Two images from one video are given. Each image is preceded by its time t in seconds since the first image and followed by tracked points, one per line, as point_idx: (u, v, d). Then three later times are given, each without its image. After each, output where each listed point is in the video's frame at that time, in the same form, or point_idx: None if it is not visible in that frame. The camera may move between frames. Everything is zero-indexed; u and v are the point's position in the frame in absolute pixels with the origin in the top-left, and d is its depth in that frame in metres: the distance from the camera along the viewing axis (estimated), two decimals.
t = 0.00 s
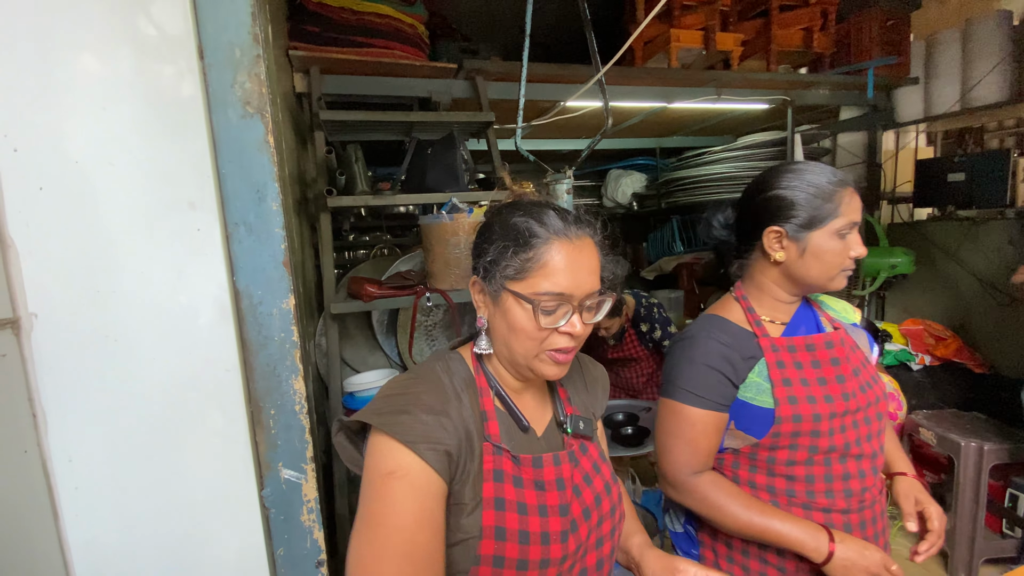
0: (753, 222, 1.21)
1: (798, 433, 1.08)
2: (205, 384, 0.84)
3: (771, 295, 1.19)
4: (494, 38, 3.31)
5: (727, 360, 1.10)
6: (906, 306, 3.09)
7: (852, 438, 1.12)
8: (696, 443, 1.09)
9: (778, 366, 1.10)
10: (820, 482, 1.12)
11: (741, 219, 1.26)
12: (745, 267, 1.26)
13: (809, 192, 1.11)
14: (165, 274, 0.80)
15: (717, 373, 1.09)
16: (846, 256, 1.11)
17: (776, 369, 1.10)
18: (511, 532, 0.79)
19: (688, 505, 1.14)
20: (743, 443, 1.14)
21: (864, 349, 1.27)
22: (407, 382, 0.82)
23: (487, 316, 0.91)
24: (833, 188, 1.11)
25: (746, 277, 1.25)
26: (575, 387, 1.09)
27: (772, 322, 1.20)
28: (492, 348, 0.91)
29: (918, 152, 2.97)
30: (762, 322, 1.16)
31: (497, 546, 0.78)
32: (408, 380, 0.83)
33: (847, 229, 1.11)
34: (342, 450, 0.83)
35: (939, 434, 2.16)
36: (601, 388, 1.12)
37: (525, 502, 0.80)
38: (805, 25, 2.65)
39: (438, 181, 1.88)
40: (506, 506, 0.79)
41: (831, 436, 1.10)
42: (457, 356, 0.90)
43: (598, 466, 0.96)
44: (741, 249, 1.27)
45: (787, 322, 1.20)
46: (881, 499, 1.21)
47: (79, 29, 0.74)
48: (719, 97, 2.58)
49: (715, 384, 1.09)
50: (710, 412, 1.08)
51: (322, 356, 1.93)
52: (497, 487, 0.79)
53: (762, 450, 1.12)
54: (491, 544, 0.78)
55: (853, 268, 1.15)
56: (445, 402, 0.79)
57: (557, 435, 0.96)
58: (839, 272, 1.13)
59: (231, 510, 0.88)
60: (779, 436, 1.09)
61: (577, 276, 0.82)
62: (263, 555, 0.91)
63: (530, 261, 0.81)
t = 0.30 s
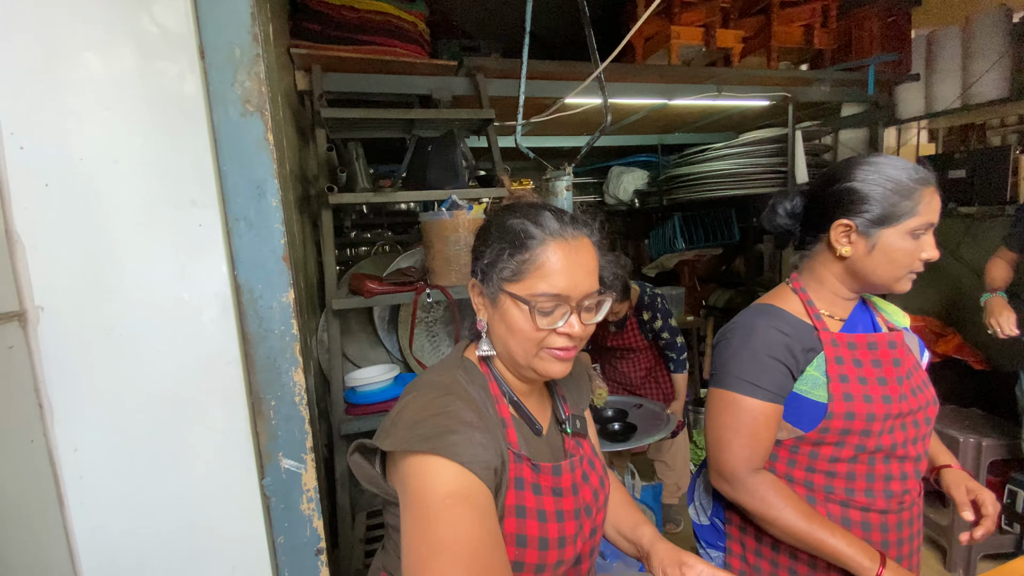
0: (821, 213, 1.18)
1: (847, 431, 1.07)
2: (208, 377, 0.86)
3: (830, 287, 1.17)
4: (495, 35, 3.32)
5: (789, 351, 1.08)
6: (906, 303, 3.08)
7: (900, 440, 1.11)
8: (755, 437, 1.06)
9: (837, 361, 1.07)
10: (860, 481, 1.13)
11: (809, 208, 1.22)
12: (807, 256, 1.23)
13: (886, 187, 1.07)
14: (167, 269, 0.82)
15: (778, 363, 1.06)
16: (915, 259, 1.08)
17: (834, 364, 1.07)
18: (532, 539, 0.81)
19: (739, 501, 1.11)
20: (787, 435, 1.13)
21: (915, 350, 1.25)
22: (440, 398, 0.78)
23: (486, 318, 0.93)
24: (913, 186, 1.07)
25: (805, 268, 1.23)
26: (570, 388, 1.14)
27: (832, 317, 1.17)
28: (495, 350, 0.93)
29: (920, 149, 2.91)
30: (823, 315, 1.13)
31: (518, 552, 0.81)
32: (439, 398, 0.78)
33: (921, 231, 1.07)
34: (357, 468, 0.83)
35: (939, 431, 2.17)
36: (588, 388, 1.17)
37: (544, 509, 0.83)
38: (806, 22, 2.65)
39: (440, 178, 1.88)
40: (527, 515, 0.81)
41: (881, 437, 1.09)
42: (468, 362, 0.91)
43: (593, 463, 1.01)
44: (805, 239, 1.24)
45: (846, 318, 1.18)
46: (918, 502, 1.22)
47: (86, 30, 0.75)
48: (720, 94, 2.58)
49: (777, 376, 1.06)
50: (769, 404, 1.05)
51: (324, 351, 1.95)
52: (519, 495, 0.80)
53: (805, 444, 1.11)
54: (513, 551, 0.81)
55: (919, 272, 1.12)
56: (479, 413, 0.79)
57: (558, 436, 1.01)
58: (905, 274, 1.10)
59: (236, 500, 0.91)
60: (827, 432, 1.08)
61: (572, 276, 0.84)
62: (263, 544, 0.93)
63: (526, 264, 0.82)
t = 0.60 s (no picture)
0: (875, 210, 1.11)
1: (869, 436, 1.07)
2: (196, 376, 0.85)
3: (867, 289, 1.15)
4: (492, 36, 3.32)
5: (818, 352, 1.06)
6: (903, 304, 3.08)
7: (922, 447, 1.11)
8: (778, 438, 1.04)
9: (866, 365, 1.07)
10: (877, 486, 1.13)
11: (863, 203, 1.15)
12: (850, 252, 1.17)
13: (952, 195, 1.03)
14: (156, 267, 0.81)
15: (806, 363, 1.05)
16: (960, 270, 1.06)
17: (864, 369, 1.07)
18: (511, 520, 0.80)
19: (753, 499, 1.10)
20: (808, 436, 1.11)
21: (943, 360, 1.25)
22: (416, 378, 0.80)
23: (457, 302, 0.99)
24: (978, 199, 1.04)
25: (841, 266, 1.19)
26: (560, 380, 1.13)
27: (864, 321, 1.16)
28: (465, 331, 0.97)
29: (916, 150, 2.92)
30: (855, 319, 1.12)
31: (497, 536, 0.79)
32: (414, 378, 0.80)
33: (973, 246, 1.06)
34: (334, 454, 0.80)
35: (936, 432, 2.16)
36: (582, 382, 1.17)
37: (523, 490, 0.82)
38: (803, 23, 2.64)
39: (436, 178, 1.88)
40: (505, 496, 0.80)
41: (904, 444, 1.09)
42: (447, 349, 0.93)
43: (586, 453, 0.99)
44: (848, 235, 1.18)
45: (879, 323, 1.16)
46: (935, 511, 1.21)
47: (74, 24, 0.75)
48: (717, 95, 2.58)
49: (805, 377, 1.05)
50: (791, 403, 1.04)
51: (319, 351, 1.95)
52: (496, 477, 0.80)
53: (824, 446, 1.11)
54: (492, 533, 0.79)
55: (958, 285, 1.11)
56: (454, 396, 0.79)
57: (545, 426, 0.99)
58: (948, 283, 1.08)
59: (226, 501, 0.90)
60: (847, 435, 1.08)
61: (513, 232, 0.90)
62: (254, 546, 0.92)
63: (472, 227, 0.92)
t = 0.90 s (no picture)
0: (887, 222, 1.11)
1: (880, 447, 1.07)
2: (201, 387, 0.85)
3: (878, 300, 1.15)
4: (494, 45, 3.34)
5: (832, 360, 1.07)
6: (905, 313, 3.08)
7: (933, 459, 1.11)
8: (799, 451, 1.04)
9: (877, 376, 1.06)
10: (887, 497, 1.12)
11: (874, 216, 1.15)
12: (861, 263, 1.17)
13: (961, 205, 1.04)
14: (162, 277, 0.82)
15: (821, 372, 1.05)
16: (971, 277, 1.06)
17: (875, 380, 1.06)
18: (509, 523, 0.79)
19: (776, 517, 1.09)
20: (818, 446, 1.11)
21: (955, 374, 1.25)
22: (416, 369, 0.82)
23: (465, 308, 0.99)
24: (987, 208, 1.04)
25: (852, 278, 1.19)
26: (566, 388, 1.12)
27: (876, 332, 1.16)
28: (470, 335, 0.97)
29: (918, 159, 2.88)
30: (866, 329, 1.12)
31: (494, 537, 0.79)
32: (416, 368, 0.82)
33: (983, 255, 1.06)
34: (339, 445, 0.77)
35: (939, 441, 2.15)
36: (592, 390, 1.17)
37: (523, 493, 0.82)
38: (803, 33, 2.66)
39: (438, 187, 1.88)
40: (504, 498, 0.79)
41: (915, 456, 1.09)
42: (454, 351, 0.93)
43: (590, 461, 0.99)
44: (859, 247, 1.18)
45: (890, 334, 1.16)
46: (944, 524, 1.21)
47: (84, 37, 0.76)
48: (718, 104, 2.59)
49: (821, 387, 1.05)
50: (810, 413, 1.03)
51: (320, 359, 1.95)
52: (496, 478, 0.79)
53: (834, 456, 1.11)
54: (489, 535, 0.78)
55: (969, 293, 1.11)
56: (450, 391, 0.79)
57: (551, 434, 0.98)
58: (959, 291, 1.07)
59: (228, 511, 0.89)
60: (857, 446, 1.07)
61: (520, 243, 0.91)
62: (256, 558, 0.92)
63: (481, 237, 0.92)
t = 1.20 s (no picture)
0: (889, 235, 1.10)
1: (878, 456, 1.07)
2: (197, 395, 0.85)
3: (877, 309, 1.16)
4: (493, 52, 3.36)
5: (829, 369, 1.07)
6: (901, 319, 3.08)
7: (929, 466, 1.11)
8: (795, 458, 1.04)
9: (874, 386, 1.07)
10: (885, 505, 1.12)
11: (872, 228, 1.14)
12: (861, 274, 1.17)
13: (959, 217, 1.06)
14: (159, 286, 0.82)
15: (818, 381, 1.06)
16: (966, 283, 1.10)
17: (872, 389, 1.07)
18: (503, 527, 0.80)
19: (771, 524, 1.09)
20: (816, 454, 1.11)
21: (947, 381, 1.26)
22: (418, 376, 0.83)
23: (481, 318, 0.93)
24: (976, 213, 1.08)
25: (852, 288, 1.20)
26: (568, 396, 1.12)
27: (873, 342, 1.17)
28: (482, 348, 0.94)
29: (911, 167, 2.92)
30: (863, 337, 1.12)
31: (488, 540, 0.79)
32: (417, 375, 0.83)
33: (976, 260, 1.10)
34: (341, 445, 0.79)
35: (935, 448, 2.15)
36: (591, 396, 1.16)
37: (518, 497, 0.82)
38: (797, 41, 2.67)
39: (435, 193, 1.88)
40: (499, 502, 0.80)
41: (912, 464, 1.09)
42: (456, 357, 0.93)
43: (591, 469, 0.99)
44: (857, 258, 1.17)
45: (885, 342, 1.17)
46: (941, 532, 1.21)
47: (85, 45, 0.76)
48: (714, 111, 2.60)
49: (818, 396, 1.05)
50: (806, 422, 1.04)
51: (316, 364, 1.94)
52: (491, 483, 0.80)
53: (832, 465, 1.11)
54: (483, 537, 0.79)
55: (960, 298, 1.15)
56: (450, 398, 0.79)
57: (548, 438, 1.00)
58: (957, 296, 1.11)
59: (223, 520, 0.89)
60: (855, 454, 1.08)
61: (568, 295, 0.84)
62: (252, 567, 0.92)
63: (523, 271, 0.83)
